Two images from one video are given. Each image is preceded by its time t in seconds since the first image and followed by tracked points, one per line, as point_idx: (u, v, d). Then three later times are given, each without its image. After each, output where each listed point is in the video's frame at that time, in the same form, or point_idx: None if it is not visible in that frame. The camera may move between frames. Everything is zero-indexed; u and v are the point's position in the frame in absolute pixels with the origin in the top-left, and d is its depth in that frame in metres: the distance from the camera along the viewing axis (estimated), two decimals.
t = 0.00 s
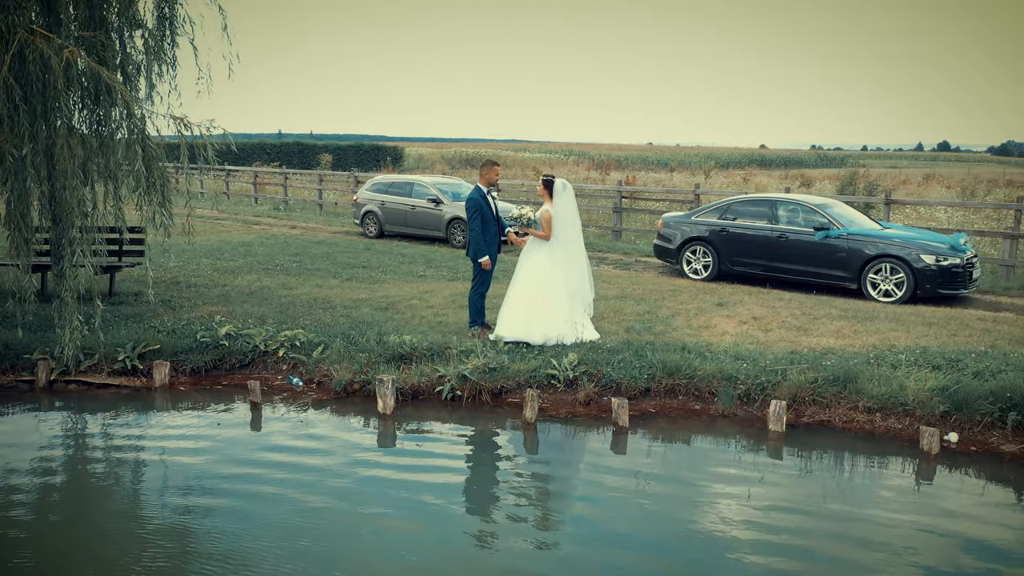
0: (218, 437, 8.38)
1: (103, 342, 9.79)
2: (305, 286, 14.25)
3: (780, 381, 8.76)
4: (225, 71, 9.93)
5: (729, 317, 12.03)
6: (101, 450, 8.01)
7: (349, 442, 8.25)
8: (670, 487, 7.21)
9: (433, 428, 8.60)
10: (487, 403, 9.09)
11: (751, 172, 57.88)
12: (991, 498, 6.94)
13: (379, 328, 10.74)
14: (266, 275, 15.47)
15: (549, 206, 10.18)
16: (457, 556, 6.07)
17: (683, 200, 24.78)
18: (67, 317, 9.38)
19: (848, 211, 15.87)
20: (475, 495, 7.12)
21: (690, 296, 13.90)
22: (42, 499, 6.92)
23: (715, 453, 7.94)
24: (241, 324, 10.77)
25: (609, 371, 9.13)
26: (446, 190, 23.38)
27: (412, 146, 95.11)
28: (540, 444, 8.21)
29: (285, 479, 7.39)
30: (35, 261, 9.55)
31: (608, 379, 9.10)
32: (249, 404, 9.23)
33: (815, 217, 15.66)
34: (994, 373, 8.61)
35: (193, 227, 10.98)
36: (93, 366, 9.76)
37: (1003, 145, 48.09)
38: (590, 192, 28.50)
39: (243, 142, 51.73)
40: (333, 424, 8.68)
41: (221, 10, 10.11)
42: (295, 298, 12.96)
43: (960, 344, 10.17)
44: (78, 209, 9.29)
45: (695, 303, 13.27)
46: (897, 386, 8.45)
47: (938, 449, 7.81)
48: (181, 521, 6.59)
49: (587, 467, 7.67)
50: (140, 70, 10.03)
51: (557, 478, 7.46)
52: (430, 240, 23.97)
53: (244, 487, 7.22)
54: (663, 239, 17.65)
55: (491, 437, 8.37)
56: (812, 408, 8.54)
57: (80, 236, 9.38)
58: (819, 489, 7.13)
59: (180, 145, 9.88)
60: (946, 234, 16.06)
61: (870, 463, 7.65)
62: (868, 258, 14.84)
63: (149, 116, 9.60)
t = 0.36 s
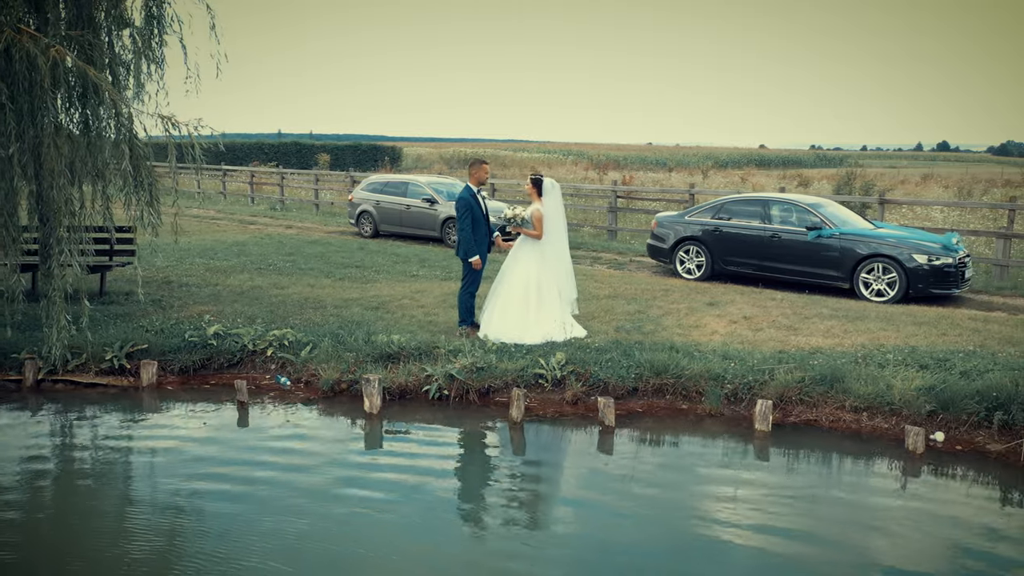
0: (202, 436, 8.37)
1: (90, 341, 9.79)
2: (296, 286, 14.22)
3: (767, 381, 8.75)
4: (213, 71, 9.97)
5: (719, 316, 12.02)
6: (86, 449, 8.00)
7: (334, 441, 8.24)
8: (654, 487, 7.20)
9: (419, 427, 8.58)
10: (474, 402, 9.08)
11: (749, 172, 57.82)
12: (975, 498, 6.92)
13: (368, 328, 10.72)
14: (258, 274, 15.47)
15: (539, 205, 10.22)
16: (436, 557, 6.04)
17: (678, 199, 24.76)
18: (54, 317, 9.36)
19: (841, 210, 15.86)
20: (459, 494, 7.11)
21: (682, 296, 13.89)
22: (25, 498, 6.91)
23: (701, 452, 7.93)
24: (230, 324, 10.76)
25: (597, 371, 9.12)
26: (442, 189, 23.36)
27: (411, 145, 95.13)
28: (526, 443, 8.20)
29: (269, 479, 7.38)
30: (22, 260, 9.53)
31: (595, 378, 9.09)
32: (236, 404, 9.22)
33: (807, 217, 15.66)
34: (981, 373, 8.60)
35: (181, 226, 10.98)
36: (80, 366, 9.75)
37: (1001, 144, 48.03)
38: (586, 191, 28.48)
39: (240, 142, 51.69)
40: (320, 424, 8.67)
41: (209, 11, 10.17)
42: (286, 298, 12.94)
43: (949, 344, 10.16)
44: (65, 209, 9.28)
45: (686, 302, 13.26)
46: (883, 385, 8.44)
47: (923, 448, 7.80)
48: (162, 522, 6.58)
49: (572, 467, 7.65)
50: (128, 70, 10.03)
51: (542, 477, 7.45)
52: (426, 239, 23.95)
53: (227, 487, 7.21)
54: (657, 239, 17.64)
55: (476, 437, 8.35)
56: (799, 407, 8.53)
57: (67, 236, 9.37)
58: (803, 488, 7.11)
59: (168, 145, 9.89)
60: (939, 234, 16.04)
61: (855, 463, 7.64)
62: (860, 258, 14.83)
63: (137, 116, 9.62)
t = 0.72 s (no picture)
0: (190, 435, 8.35)
1: (78, 341, 9.78)
2: (288, 286, 14.20)
3: (755, 381, 8.74)
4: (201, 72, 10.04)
5: (710, 316, 12.00)
6: (73, 448, 7.98)
7: (321, 441, 8.22)
8: (640, 486, 7.19)
9: (407, 427, 8.57)
10: (462, 402, 9.07)
11: (748, 172, 57.77)
12: (960, 498, 6.91)
13: (358, 328, 10.71)
14: (251, 274, 15.46)
15: (528, 202, 10.19)
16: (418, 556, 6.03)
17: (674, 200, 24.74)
18: (43, 317, 9.36)
19: (834, 211, 15.86)
20: (444, 493, 7.10)
21: (674, 296, 13.87)
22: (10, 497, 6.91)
23: (688, 452, 7.91)
24: (220, 324, 10.74)
25: (585, 371, 9.11)
26: (437, 189, 23.35)
27: (410, 146, 95.07)
28: (514, 442, 8.19)
29: (254, 478, 7.37)
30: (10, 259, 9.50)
31: (583, 378, 9.08)
32: (223, 404, 9.20)
33: (800, 217, 15.66)
34: (969, 372, 8.59)
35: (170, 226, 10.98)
36: (68, 366, 9.74)
37: (1000, 144, 47.96)
38: (582, 191, 28.46)
39: (238, 142, 51.67)
40: (307, 423, 8.66)
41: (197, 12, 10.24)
42: (277, 298, 12.92)
43: (939, 344, 10.15)
44: (52, 208, 9.25)
45: (678, 302, 13.24)
46: (870, 385, 8.44)
47: (910, 448, 7.79)
48: (146, 520, 6.58)
49: (559, 467, 7.63)
50: (117, 70, 10.03)
51: (528, 477, 7.44)
52: (421, 239, 23.93)
53: (212, 486, 7.20)
54: (651, 239, 17.63)
55: (463, 437, 8.34)
56: (786, 407, 8.53)
57: (55, 235, 9.34)
58: (788, 488, 7.10)
59: (156, 145, 9.90)
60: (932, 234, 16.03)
61: (841, 463, 7.62)
62: (853, 258, 14.83)
63: (125, 115, 9.63)
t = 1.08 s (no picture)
0: (177, 434, 8.34)
1: (67, 341, 9.77)
2: (281, 285, 14.18)
3: (742, 381, 8.74)
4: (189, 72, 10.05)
5: (701, 316, 11.99)
6: (59, 446, 7.97)
7: (308, 440, 8.22)
8: (625, 486, 7.18)
9: (394, 426, 8.56)
10: (450, 402, 9.07)
11: (746, 172, 57.75)
12: (945, 498, 6.90)
13: (348, 327, 10.71)
14: (243, 274, 15.45)
15: (513, 202, 10.17)
16: (400, 556, 6.01)
17: (670, 200, 24.75)
18: (31, 317, 9.32)
19: (828, 211, 15.87)
20: (429, 492, 7.09)
21: (667, 296, 13.87)
22: None
23: (674, 452, 7.91)
24: (209, 324, 10.73)
25: (574, 371, 9.11)
26: (432, 189, 23.35)
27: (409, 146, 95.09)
28: (501, 442, 8.19)
29: (239, 477, 7.36)
30: None
31: (571, 378, 9.08)
32: (211, 404, 9.19)
33: (793, 217, 15.66)
34: (956, 372, 8.59)
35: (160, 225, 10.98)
36: (57, 366, 9.73)
37: (1000, 144, 47.90)
38: (579, 192, 28.46)
39: (236, 142, 51.66)
40: (294, 423, 8.65)
41: (186, 12, 10.28)
42: (269, 297, 12.91)
43: (928, 344, 10.14)
44: (40, 207, 9.22)
45: (670, 302, 13.23)
46: (858, 385, 8.43)
47: (896, 448, 7.79)
48: (129, 519, 6.56)
49: (545, 466, 7.63)
50: (106, 69, 10.02)
51: (513, 476, 7.43)
52: (417, 239, 23.93)
53: (197, 484, 7.19)
54: (645, 239, 17.63)
55: (450, 436, 8.33)
56: (773, 407, 8.53)
57: (43, 234, 9.33)
58: (772, 488, 7.10)
59: (145, 144, 9.90)
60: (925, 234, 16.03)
61: (827, 463, 7.62)
62: (846, 258, 14.83)
63: (113, 115, 9.63)
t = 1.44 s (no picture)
0: (164, 433, 8.33)
1: (55, 340, 9.76)
2: (273, 285, 14.17)
3: (730, 380, 8.73)
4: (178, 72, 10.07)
5: (692, 316, 11.97)
6: (45, 444, 7.96)
7: (295, 439, 8.20)
8: (611, 485, 7.18)
9: (381, 426, 8.55)
10: (438, 402, 9.06)
11: (745, 172, 57.72)
12: (930, 497, 6.88)
13: (337, 327, 10.70)
14: (236, 274, 15.44)
15: (495, 201, 10.22)
16: (381, 554, 5.99)
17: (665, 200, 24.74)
18: (20, 316, 9.26)
19: (821, 211, 15.86)
20: (414, 490, 7.08)
21: (659, 295, 13.86)
22: None
23: (661, 451, 7.90)
24: (199, 324, 10.72)
25: (562, 371, 9.10)
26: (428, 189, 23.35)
27: (408, 145, 95.01)
28: (488, 441, 8.18)
29: (225, 474, 7.35)
30: None
31: (560, 378, 9.07)
32: (199, 403, 9.18)
33: (786, 217, 15.65)
34: (944, 372, 8.58)
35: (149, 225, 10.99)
36: (46, 365, 9.72)
37: (999, 144, 47.84)
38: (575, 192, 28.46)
39: (234, 142, 51.63)
40: (281, 422, 8.64)
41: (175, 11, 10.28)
42: (260, 297, 12.90)
43: (917, 344, 10.13)
44: (28, 206, 9.21)
45: (661, 301, 13.22)
46: (845, 384, 8.43)
47: (882, 448, 7.78)
48: (113, 515, 6.55)
49: (531, 465, 7.62)
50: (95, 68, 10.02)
51: (499, 475, 7.42)
52: (412, 239, 23.92)
53: (182, 482, 7.18)
54: (638, 239, 17.62)
55: (437, 436, 8.32)
56: (761, 406, 8.52)
57: (32, 234, 9.32)
58: (757, 487, 7.09)
59: (134, 144, 9.91)
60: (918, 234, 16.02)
61: (814, 463, 7.59)
62: (838, 258, 14.82)
63: (101, 115, 9.64)
